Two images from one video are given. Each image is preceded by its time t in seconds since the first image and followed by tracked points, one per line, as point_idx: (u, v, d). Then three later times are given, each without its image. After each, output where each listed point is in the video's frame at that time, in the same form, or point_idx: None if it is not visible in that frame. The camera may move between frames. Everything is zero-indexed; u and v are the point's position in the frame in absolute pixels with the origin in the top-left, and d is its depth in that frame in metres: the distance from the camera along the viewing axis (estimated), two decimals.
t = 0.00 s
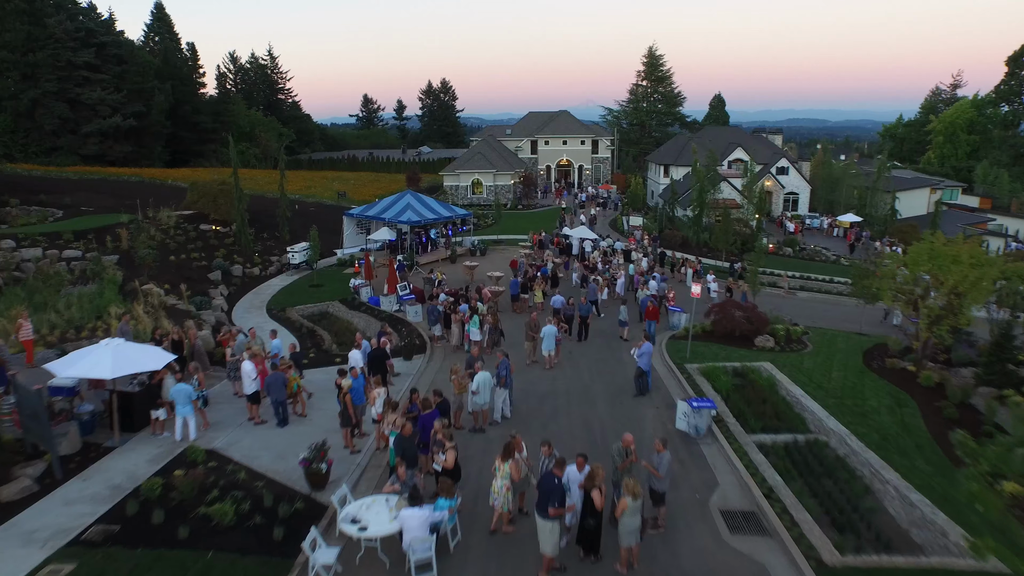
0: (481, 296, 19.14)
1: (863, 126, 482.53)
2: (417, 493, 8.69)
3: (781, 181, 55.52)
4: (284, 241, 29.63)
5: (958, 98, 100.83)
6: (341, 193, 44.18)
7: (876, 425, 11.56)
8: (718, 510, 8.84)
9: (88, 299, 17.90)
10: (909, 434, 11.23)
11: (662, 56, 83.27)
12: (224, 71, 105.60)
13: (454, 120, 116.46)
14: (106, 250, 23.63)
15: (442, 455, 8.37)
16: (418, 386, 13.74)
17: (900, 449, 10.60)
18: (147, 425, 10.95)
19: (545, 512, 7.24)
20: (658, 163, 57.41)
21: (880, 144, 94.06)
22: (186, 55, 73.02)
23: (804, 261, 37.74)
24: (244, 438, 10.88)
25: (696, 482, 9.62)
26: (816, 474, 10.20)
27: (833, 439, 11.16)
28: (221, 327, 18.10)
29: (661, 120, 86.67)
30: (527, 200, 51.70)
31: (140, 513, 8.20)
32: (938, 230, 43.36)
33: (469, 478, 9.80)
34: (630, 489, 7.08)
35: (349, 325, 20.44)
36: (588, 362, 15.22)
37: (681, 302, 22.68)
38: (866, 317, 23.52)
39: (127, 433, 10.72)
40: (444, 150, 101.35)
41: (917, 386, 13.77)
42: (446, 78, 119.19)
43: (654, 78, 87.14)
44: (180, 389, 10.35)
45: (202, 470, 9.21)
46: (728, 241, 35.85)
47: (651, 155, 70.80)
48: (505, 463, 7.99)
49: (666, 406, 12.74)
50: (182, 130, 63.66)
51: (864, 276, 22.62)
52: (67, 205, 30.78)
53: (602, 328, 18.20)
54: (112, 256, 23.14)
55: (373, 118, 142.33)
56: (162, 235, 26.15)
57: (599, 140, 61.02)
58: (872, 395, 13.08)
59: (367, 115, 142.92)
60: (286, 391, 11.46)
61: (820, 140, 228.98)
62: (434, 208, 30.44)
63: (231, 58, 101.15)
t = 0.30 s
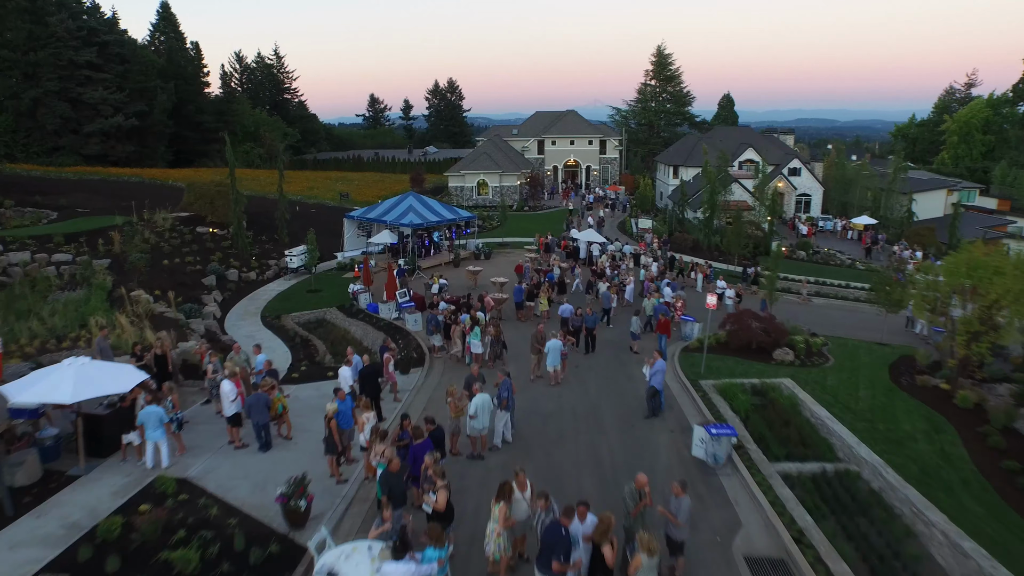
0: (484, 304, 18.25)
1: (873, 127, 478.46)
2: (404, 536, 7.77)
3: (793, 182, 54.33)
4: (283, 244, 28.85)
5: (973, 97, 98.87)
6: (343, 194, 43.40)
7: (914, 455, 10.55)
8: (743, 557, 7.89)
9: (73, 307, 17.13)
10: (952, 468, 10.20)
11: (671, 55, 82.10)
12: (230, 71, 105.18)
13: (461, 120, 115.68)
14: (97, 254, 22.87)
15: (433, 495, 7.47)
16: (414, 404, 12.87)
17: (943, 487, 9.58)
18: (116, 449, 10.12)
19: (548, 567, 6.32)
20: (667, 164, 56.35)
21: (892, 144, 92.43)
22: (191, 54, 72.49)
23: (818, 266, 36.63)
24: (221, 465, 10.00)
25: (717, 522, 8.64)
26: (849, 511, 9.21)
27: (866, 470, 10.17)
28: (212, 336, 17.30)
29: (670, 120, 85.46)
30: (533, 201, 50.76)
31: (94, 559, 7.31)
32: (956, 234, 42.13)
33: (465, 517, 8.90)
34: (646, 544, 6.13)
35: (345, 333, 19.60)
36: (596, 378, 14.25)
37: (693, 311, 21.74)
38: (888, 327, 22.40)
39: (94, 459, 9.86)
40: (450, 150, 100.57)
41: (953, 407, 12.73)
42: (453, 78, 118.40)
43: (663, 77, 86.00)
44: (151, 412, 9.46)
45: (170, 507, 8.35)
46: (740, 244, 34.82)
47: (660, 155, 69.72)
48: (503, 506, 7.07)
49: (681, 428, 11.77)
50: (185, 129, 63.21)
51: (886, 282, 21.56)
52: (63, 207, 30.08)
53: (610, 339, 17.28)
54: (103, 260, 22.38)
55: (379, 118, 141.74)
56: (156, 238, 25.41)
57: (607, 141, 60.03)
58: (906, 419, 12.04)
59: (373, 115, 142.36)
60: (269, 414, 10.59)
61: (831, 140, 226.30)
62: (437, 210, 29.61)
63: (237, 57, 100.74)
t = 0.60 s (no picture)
0: (488, 313, 17.36)
1: (886, 126, 473.12)
2: None
3: (808, 183, 53.03)
4: (283, 248, 28.09)
5: (992, 96, 96.65)
6: (348, 195, 42.64)
7: (962, 493, 9.52)
8: None
9: (57, 315, 16.40)
10: (1005, 509, 9.20)
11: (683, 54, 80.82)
12: (238, 70, 104.88)
13: (469, 120, 114.86)
14: (89, 258, 22.17)
15: (421, 547, 6.54)
16: (412, 428, 11.99)
17: (999, 532, 8.56)
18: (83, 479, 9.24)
19: None
20: (679, 164, 55.18)
21: (907, 144, 90.56)
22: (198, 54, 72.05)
23: (836, 270, 35.46)
24: (195, 499, 9.09)
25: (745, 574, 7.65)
26: (892, 558, 8.20)
27: (908, 509, 9.15)
28: (202, 346, 16.48)
29: (681, 120, 84.12)
30: (542, 203, 49.83)
31: None
32: (978, 237, 40.72)
33: (461, 564, 7.95)
34: None
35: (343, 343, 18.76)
36: (606, 397, 13.27)
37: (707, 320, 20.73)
38: (913, 336, 21.28)
39: (56, 491, 9.01)
40: (458, 150, 99.74)
41: (997, 433, 11.71)
42: (461, 78, 117.58)
43: (674, 76, 84.72)
44: (115, 439, 8.52)
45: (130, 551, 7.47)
46: (755, 248, 33.64)
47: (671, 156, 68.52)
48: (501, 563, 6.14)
49: (700, 455, 10.79)
50: (191, 129, 62.75)
51: (912, 290, 20.44)
52: (60, 208, 29.47)
53: (621, 353, 16.32)
54: (96, 264, 21.67)
55: (387, 118, 141.20)
56: (152, 242, 24.68)
57: (617, 141, 58.94)
58: (948, 447, 11.00)
59: (382, 115, 141.78)
60: (249, 440, 9.66)
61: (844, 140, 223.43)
62: (442, 213, 28.77)
63: (245, 57, 100.38)
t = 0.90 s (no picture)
0: (492, 323, 16.46)
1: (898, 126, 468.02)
2: None
3: (823, 185, 51.76)
4: (283, 251, 27.31)
5: (1010, 95, 94.56)
6: (352, 196, 41.89)
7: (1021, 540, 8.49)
8: None
9: (39, 324, 15.64)
10: None
11: (694, 53, 79.55)
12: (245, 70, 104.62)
13: (478, 120, 114.01)
14: (81, 262, 21.42)
15: None
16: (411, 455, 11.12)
17: None
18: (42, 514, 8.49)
19: None
20: (690, 165, 54.07)
21: (922, 144, 88.71)
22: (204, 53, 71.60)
23: (854, 275, 34.29)
24: (161, 538, 8.20)
25: None
26: None
27: (962, 558, 8.13)
28: (190, 358, 15.64)
29: (692, 120, 82.81)
30: (550, 204, 48.89)
31: None
32: (1002, 241, 39.33)
33: None
34: None
35: (340, 354, 17.88)
36: (617, 420, 12.28)
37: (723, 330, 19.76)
38: (941, 347, 20.16)
39: (10, 530, 8.17)
40: (467, 150, 98.82)
41: None
42: (469, 77, 116.75)
43: (684, 75, 83.49)
44: (67, 473, 7.65)
45: None
46: (771, 252, 32.51)
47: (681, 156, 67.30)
48: None
49: (721, 488, 9.79)
50: (196, 129, 62.31)
51: (941, 299, 19.30)
52: (57, 210, 28.81)
53: (633, 367, 15.33)
54: (87, 268, 20.93)
55: (396, 117, 140.64)
56: (147, 245, 23.92)
57: (627, 141, 57.86)
58: (998, 484, 9.94)
59: (390, 115, 141.18)
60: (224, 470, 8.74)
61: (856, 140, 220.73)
62: (447, 216, 27.90)
63: (253, 57, 100.08)
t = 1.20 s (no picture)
0: (497, 334, 15.56)
1: (913, 126, 462.12)
2: None
3: (840, 186, 50.43)
4: (284, 254, 26.56)
5: None
6: (358, 197, 41.14)
7: None
8: None
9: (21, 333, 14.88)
10: None
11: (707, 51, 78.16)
12: (255, 69, 104.39)
13: (488, 120, 113.13)
14: (73, 266, 20.74)
15: None
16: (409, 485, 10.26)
17: None
18: (3, 556, 7.69)
19: None
20: (703, 166, 52.89)
21: (940, 144, 86.68)
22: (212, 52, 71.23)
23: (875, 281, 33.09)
24: None
25: None
26: None
27: None
28: (178, 369, 14.83)
29: (705, 119, 81.43)
30: (560, 206, 47.90)
31: None
32: None
33: None
34: None
35: (337, 364, 17.06)
36: (630, 446, 11.30)
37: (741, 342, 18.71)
38: (975, 359, 18.97)
39: None
40: (476, 150, 97.95)
41: None
42: (479, 77, 115.91)
43: (697, 74, 82.20)
44: (17, 520, 6.67)
45: None
46: (789, 257, 31.37)
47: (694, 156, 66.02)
48: None
49: (748, 530, 8.78)
50: (203, 129, 61.95)
51: (977, 309, 18.11)
52: (55, 211, 28.23)
53: (645, 383, 14.34)
54: (79, 273, 20.22)
55: (405, 117, 140.08)
56: (143, 248, 23.20)
57: (639, 141, 56.76)
58: None
59: (399, 114, 140.64)
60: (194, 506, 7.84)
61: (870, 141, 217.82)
62: (452, 218, 27.02)
63: (262, 56, 99.79)
